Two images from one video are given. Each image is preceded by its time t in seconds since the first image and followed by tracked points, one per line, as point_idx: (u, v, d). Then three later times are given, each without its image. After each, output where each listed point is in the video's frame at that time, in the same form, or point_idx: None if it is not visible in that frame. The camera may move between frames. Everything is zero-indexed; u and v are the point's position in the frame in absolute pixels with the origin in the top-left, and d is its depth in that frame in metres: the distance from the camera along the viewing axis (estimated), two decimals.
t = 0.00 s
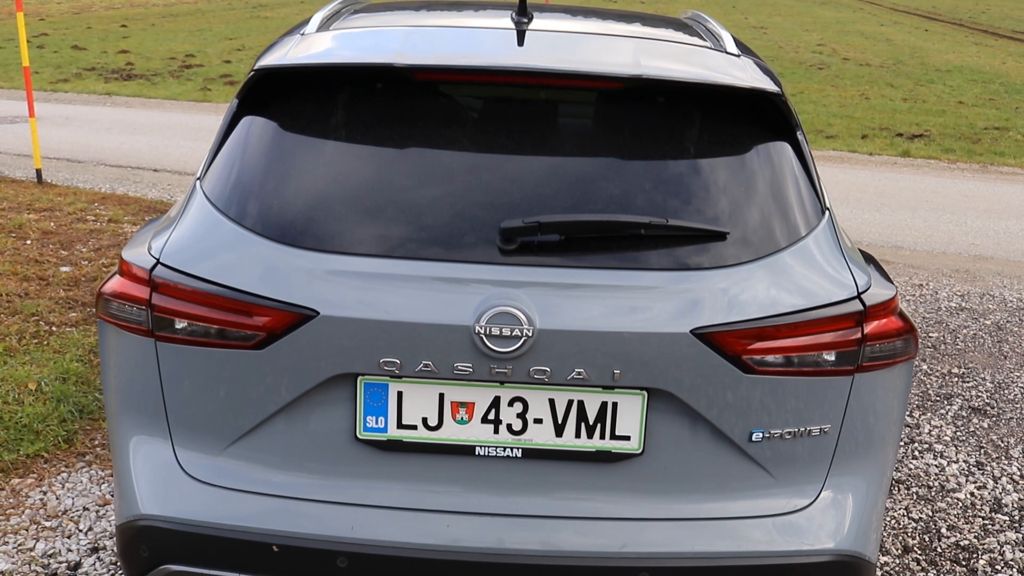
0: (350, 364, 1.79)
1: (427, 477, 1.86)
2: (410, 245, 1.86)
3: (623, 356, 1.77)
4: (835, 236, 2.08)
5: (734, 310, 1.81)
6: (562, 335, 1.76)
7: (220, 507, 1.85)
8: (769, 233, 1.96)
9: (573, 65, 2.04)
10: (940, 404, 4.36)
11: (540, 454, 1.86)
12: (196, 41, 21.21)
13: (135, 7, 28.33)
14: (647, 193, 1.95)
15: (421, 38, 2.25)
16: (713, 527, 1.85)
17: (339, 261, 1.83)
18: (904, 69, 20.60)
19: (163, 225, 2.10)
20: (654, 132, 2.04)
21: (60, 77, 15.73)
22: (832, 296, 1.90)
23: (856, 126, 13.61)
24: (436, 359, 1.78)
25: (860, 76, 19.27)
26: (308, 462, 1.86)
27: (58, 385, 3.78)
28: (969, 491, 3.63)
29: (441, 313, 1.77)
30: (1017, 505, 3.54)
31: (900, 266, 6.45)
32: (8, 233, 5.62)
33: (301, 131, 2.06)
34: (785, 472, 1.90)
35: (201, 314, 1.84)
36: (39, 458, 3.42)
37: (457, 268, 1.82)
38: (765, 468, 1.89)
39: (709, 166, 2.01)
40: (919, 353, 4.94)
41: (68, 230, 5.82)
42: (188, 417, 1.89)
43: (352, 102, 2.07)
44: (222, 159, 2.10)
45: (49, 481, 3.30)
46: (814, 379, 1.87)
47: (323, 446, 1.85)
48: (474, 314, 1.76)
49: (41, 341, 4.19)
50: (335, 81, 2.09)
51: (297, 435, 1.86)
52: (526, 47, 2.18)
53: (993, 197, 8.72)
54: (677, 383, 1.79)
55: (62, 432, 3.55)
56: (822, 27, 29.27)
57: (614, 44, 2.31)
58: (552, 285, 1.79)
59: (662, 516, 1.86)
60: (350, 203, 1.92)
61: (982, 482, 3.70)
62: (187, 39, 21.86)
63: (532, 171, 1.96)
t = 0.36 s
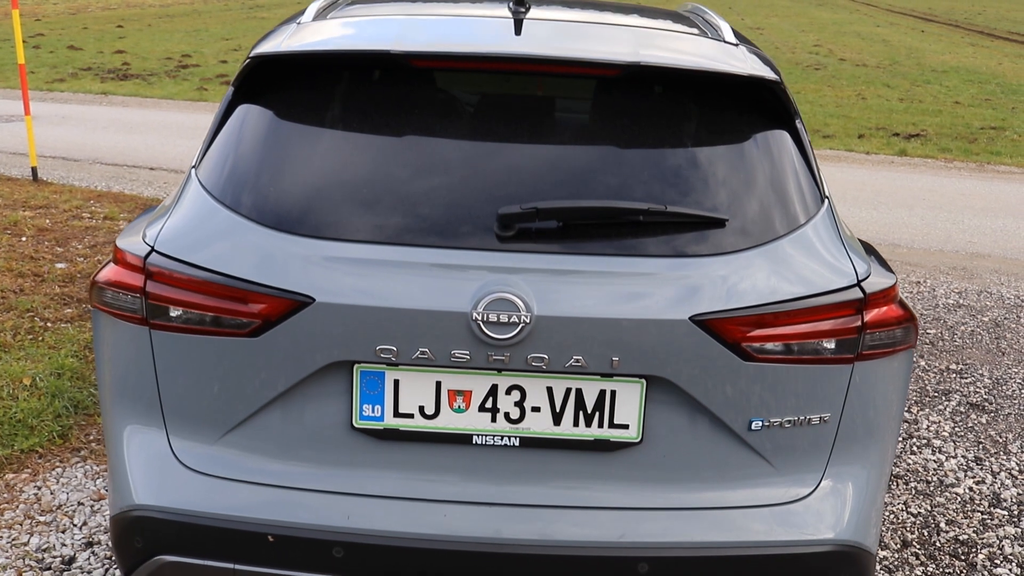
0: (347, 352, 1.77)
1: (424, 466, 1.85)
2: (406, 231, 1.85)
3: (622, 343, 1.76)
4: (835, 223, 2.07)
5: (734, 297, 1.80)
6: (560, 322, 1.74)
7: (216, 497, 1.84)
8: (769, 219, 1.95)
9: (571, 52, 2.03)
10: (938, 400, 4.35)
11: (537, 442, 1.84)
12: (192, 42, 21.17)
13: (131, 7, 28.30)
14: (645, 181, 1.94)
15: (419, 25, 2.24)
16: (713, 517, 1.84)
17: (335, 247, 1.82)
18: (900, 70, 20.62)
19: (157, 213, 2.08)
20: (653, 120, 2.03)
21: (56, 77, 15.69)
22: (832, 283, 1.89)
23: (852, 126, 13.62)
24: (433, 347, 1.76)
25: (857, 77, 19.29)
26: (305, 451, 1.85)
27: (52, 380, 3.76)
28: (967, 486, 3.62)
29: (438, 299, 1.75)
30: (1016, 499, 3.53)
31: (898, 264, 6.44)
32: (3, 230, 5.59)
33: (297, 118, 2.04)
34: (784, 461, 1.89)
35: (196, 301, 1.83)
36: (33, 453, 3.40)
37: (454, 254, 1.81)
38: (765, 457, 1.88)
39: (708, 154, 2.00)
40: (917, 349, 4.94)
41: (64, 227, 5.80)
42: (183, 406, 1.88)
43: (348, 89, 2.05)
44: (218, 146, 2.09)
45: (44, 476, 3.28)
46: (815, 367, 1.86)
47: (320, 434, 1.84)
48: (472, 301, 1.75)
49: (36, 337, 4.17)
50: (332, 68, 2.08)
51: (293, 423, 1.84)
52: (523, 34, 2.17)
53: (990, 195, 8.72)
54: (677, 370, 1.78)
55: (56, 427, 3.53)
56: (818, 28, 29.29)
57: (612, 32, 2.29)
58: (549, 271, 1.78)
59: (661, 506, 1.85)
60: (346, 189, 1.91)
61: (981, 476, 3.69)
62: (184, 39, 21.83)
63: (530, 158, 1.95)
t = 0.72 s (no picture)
0: (346, 335, 1.76)
1: (424, 451, 1.84)
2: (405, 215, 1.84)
3: (623, 326, 1.74)
4: (837, 207, 2.05)
5: (736, 279, 1.79)
6: (560, 304, 1.73)
7: (214, 483, 1.82)
8: (770, 203, 1.93)
9: (571, 36, 2.02)
10: (938, 394, 4.34)
11: (537, 427, 1.83)
12: (190, 42, 21.15)
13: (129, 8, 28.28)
14: (646, 164, 1.93)
15: (417, 10, 2.22)
16: (715, 502, 1.83)
17: (334, 229, 1.80)
18: (898, 70, 20.64)
19: (155, 199, 2.06)
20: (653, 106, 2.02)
21: (53, 77, 15.66)
22: (835, 267, 1.88)
23: (851, 125, 13.62)
24: (432, 330, 1.75)
25: (855, 76, 19.30)
26: (304, 436, 1.83)
27: (50, 375, 3.74)
28: (968, 478, 3.61)
29: (437, 281, 1.74)
30: (1017, 492, 3.52)
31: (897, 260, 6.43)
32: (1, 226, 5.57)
33: (295, 103, 2.03)
34: (787, 446, 1.88)
35: (194, 285, 1.82)
36: (30, 447, 3.38)
37: (453, 237, 1.79)
38: (767, 442, 1.86)
39: (709, 138, 1.99)
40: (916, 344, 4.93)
41: (61, 224, 5.78)
42: (181, 391, 1.86)
43: (346, 73, 2.04)
44: (216, 131, 2.07)
45: (41, 470, 3.27)
46: (817, 351, 1.85)
47: (319, 419, 1.83)
48: (472, 283, 1.74)
49: (33, 332, 4.15)
50: (330, 53, 2.07)
51: (292, 408, 1.83)
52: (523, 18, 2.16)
53: (989, 193, 8.72)
54: (679, 354, 1.77)
55: (54, 421, 3.52)
56: (816, 29, 29.31)
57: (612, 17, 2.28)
58: (550, 253, 1.77)
59: (662, 491, 1.83)
60: (344, 172, 1.89)
61: (981, 469, 3.68)
62: (182, 40, 21.83)
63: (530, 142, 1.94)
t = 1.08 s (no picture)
0: (342, 320, 1.75)
1: (421, 436, 1.82)
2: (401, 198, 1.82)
3: (622, 308, 1.73)
4: (836, 192, 2.04)
5: (735, 262, 1.78)
6: (559, 287, 1.72)
7: (210, 470, 1.81)
8: (770, 187, 1.92)
9: (569, 20, 2.01)
10: (936, 389, 4.34)
11: (535, 412, 1.82)
12: (187, 44, 21.13)
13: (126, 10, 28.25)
14: (644, 148, 1.92)
15: None
16: (713, 489, 1.82)
17: (331, 213, 1.79)
18: (895, 71, 20.66)
19: (150, 185, 2.05)
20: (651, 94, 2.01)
21: (50, 78, 15.63)
22: (834, 250, 1.87)
23: (848, 125, 13.64)
24: (429, 313, 1.73)
25: (852, 77, 19.32)
26: (300, 421, 1.82)
27: (45, 369, 3.72)
28: (967, 472, 3.60)
29: (434, 265, 1.73)
30: (1016, 485, 3.52)
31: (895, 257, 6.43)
32: None
33: (292, 88, 2.02)
34: (786, 432, 1.86)
35: (190, 269, 1.80)
36: (25, 441, 3.37)
37: (451, 220, 1.78)
38: (766, 428, 1.85)
39: (707, 123, 1.99)
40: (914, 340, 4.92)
41: (57, 221, 5.76)
42: (176, 378, 1.85)
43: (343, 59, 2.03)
44: (212, 117, 2.06)
45: (36, 464, 3.25)
46: (817, 336, 1.84)
47: (316, 404, 1.81)
48: (470, 266, 1.72)
49: (29, 327, 4.13)
50: (328, 38, 2.06)
51: (288, 394, 1.82)
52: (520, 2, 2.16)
53: (986, 191, 8.72)
54: (677, 338, 1.76)
55: (49, 416, 3.50)
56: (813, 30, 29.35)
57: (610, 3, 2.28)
58: (547, 237, 1.76)
59: (661, 477, 1.82)
60: (341, 156, 1.88)
61: (980, 463, 3.67)
62: (179, 41, 21.81)
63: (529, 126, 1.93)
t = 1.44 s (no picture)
0: (338, 302, 1.73)
1: (417, 420, 1.81)
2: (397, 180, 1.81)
3: (619, 290, 1.72)
4: (835, 176, 2.03)
5: (734, 244, 1.77)
6: (556, 269, 1.71)
7: (204, 454, 1.79)
8: (767, 170, 1.91)
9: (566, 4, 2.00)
10: (935, 383, 4.33)
11: (532, 396, 1.80)
12: (185, 45, 21.11)
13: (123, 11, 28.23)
14: (642, 131, 1.91)
15: None
16: (711, 473, 1.80)
17: (326, 194, 1.78)
18: (893, 72, 20.69)
19: (144, 169, 2.04)
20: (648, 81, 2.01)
21: (47, 78, 15.61)
22: (833, 233, 1.86)
23: (846, 125, 13.64)
24: (425, 296, 1.72)
25: (850, 78, 19.33)
26: (296, 405, 1.81)
27: (40, 363, 3.70)
28: (966, 465, 3.59)
29: (431, 247, 1.71)
30: (1015, 478, 3.51)
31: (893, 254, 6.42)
32: None
33: (289, 72, 2.01)
34: (785, 417, 1.85)
35: (185, 252, 1.79)
36: (20, 435, 3.35)
37: (447, 202, 1.77)
38: (764, 412, 1.84)
39: (705, 106, 1.98)
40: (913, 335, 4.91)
41: (53, 218, 5.74)
42: (170, 362, 1.83)
43: (340, 43, 2.02)
44: (207, 101, 2.05)
45: (31, 457, 3.23)
46: (816, 320, 1.82)
47: (311, 388, 1.80)
48: (466, 247, 1.71)
49: (24, 322, 4.11)
50: (325, 22, 2.05)
51: (283, 378, 1.80)
52: None
53: (984, 189, 8.72)
54: (675, 320, 1.74)
55: (44, 409, 3.48)
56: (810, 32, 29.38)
57: None
58: (544, 219, 1.74)
59: (659, 461, 1.81)
60: (336, 139, 1.87)
61: (979, 456, 3.66)
62: (177, 42, 21.81)
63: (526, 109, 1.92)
